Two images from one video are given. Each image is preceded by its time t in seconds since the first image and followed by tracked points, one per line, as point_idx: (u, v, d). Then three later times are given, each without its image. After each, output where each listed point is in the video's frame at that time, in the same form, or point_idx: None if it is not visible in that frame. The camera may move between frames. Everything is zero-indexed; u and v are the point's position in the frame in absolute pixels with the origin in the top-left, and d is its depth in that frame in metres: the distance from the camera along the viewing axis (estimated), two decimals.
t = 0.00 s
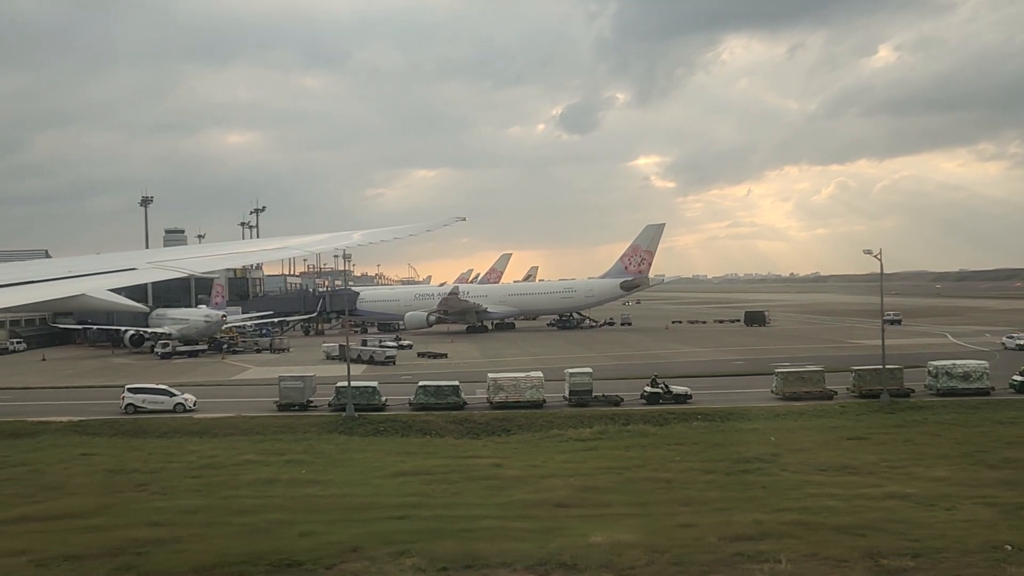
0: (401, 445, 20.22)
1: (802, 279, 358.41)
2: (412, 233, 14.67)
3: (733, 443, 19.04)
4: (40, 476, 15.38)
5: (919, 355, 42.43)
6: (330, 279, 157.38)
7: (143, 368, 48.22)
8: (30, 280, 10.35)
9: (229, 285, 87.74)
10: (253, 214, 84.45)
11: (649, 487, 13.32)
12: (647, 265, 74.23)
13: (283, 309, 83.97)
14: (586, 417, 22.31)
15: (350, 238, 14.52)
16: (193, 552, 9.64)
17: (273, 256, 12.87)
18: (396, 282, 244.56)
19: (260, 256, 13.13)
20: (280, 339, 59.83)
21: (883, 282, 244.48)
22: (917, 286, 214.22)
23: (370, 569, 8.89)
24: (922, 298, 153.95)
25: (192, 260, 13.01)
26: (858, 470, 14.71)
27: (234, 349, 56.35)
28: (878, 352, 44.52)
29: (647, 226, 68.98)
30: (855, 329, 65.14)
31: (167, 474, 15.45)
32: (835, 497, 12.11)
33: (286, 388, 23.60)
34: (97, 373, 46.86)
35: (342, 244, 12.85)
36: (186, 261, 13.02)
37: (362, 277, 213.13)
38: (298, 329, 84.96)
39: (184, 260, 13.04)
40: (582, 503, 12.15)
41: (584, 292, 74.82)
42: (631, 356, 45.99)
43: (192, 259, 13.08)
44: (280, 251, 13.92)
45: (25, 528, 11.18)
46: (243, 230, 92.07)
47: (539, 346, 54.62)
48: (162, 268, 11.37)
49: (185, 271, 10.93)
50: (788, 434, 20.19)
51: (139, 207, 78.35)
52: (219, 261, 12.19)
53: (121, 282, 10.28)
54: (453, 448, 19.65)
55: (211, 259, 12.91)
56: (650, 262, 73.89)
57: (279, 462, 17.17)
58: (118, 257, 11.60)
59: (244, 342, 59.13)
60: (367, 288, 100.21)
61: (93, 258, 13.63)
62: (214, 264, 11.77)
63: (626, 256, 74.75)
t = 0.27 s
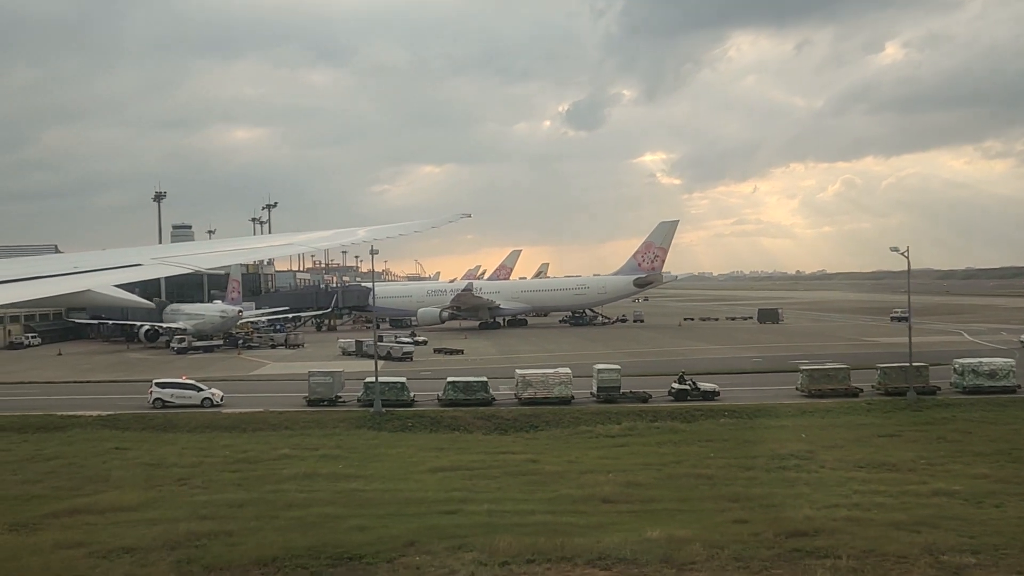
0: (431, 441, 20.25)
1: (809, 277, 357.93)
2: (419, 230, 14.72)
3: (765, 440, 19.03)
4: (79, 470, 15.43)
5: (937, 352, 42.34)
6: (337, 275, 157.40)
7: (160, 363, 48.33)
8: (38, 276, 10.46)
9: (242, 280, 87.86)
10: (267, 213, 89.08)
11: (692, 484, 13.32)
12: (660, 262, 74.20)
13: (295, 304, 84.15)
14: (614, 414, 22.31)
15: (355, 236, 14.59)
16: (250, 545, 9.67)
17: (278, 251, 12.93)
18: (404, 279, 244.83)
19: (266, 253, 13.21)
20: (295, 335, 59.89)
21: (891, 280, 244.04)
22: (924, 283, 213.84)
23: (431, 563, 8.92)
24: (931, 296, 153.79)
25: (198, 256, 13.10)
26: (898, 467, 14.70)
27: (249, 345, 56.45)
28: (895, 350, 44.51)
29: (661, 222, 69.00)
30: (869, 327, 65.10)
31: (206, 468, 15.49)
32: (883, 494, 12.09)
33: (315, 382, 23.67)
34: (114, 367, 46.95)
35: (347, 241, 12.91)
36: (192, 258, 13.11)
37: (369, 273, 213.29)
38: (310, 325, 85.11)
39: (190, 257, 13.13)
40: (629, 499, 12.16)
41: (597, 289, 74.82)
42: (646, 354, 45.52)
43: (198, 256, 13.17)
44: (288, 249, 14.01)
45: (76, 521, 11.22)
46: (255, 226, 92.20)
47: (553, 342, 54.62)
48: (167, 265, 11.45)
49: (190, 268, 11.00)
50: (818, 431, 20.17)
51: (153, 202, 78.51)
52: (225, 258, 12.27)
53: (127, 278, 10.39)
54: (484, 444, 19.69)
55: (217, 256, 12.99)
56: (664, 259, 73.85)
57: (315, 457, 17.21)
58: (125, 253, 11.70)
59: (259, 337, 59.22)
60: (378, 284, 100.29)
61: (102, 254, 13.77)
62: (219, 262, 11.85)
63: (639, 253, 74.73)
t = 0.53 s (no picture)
0: (460, 437, 20.28)
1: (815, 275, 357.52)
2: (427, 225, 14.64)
3: (794, 438, 19.05)
4: (116, 464, 15.48)
5: (953, 351, 42.30)
6: (344, 272, 157.44)
7: (175, 359, 48.39)
8: (43, 270, 10.44)
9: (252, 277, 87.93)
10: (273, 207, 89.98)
11: (732, 481, 13.35)
12: (672, 261, 74.18)
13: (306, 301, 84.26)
14: (641, 411, 22.33)
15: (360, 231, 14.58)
16: (305, 539, 9.72)
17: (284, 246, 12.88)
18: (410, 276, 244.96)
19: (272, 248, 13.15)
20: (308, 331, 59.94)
21: (897, 279, 243.68)
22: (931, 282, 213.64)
23: (489, 557, 8.95)
24: (939, 295, 153.59)
25: (203, 251, 13.09)
26: (935, 466, 14.71)
27: (263, 341, 56.51)
28: (910, 349, 44.49)
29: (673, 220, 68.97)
30: (881, 326, 65.08)
31: (243, 463, 15.54)
32: (927, 492, 12.11)
33: (342, 378, 23.71)
34: (130, 363, 47.01)
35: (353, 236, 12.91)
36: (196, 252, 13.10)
37: (374, 270, 213.44)
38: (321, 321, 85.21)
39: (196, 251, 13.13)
40: (672, 496, 12.19)
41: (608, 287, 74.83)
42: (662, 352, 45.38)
43: (204, 250, 13.17)
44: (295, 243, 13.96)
45: (125, 515, 11.28)
46: (265, 222, 92.26)
47: (566, 340, 54.62)
48: (173, 259, 11.44)
49: (195, 262, 10.99)
50: (846, 429, 20.18)
51: (165, 198, 78.60)
52: (230, 252, 12.26)
53: (133, 272, 10.35)
54: (513, 441, 19.72)
55: (222, 250, 12.99)
56: (675, 257, 73.83)
57: (348, 452, 17.26)
58: (131, 247, 11.67)
59: (272, 333, 59.26)
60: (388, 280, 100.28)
61: (108, 250, 13.75)
62: (225, 256, 11.83)
63: (650, 251, 74.71)
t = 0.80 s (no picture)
0: (487, 435, 20.31)
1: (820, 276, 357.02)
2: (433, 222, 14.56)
3: (821, 437, 19.07)
4: (151, 459, 15.53)
5: (969, 352, 42.23)
6: (349, 270, 157.52)
7: (189, 356, 48.46)
8: (47, 266, 10.45)
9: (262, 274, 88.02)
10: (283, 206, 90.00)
11: (769, 479, 13.37)
12: (682, 260, 74.11)
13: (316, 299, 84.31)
14: (665, 410, 22.35)
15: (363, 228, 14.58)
16: (357, 535, 9.77)
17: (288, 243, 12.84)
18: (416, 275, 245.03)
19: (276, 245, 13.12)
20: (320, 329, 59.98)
21: (903, 280, 243.41)
22: (937, 283, 213.51)
23: (546, 554, 8.99)
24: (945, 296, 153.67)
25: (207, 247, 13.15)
26: (970, 466, 14.73)
27: (275, 339, 56.57)
28: (924, 350, 44.46)
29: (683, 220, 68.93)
30: (892, 327, 65.04)
31: (278, 459, 15.59)
32: (969, 491, 12.12)
33: (366, 376, 23.76)
34: (145, 360, 47.09)
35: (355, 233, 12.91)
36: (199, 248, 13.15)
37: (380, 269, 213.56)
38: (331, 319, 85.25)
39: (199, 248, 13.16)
40: (713, 494, 12.23)
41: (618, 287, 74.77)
42: (675, 352, 45.40)
43: (207, 246, 13.21)
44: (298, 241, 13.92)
45: (173, 510, 11.34)
46: (274, 219, 92.33)
47: (578, 339, 54.60)
48: (177, 255, 11.48)
49: (197, 258, 11.01)
50: (872, 429, 20.18)
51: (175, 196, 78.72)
52: (235, 248, 12.29)
53: (137, 268, 10.37)
54: (541, 439, 19.74)
55: (226, 246, 13.01)
56: (686, 256, 73.77)
57: (380, 450, 17.31)
58: (134, 243, 11.66)
59: (284, 331, 59.33)
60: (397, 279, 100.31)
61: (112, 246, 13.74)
62: (228, 252, 11.86)
63: (661, 251, 74.66)
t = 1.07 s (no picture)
0: (512, 434, 20.33)
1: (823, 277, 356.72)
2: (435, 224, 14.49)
3: (847, 438, 19.08)
4: (184, 458, 15.57)
5: (982, 354, 42.24)
6: (354, 270, 157.48)
7: (201, 355, 48.47)
8: (45, 266, 10.47)
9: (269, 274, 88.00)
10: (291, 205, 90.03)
11: (806, 480, 13.39)
12: (691, 261, 74.10)
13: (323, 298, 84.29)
14: (687, 411, 22.37)
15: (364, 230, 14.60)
16: (408, 534, 9.79)
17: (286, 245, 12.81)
18: (419, 275, 244.98)
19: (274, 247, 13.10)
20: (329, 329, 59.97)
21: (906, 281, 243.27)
22: (941, 284, 213.47)
23: (600, 554, 8.99)
24: (949, 297, 153.66)
25: (208, 247, 13.18)
26: (1003, 467, 14.76)
27: (285, 338, 56.57)
28: (937, 350, 44.43)
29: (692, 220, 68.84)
30: (901, 329, 65.01)
31: (310, 459, 15.61)
32: (1009, 492, 12.14)
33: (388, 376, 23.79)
34: (157, 359, 47.10)
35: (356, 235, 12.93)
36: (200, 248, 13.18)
37: (384, 269, 213.57)
38: (338, 319, 85.20)
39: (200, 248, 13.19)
40: (753, 495, 12.25)
41: (626, 287, 74.75)
42: (687, 352, 45.37)
43: (208, 247, 13.23)
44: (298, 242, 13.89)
45: (217, 508, 11.36)
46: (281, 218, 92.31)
47: (588, 339, 54.59)
48: (177, 255, 11.51)
49: (197, 258, 11.04)
50: (897, 431, 20.19)
51: (183, 195, 78.72)
52: (237, 250, 12.31)
53: (138, 267, 10.40)
54: (567, 439, 19.75)
55: (227, 247, 13.04)
56: (694, 257, 73.76)
57: (409, 449, 17.34)
58: (132, 243, 11.67)
59: (294, 331, 59.31)
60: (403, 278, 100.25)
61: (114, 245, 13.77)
62: (228, 254, 11.88)
63: (669, 252, 74.65)
